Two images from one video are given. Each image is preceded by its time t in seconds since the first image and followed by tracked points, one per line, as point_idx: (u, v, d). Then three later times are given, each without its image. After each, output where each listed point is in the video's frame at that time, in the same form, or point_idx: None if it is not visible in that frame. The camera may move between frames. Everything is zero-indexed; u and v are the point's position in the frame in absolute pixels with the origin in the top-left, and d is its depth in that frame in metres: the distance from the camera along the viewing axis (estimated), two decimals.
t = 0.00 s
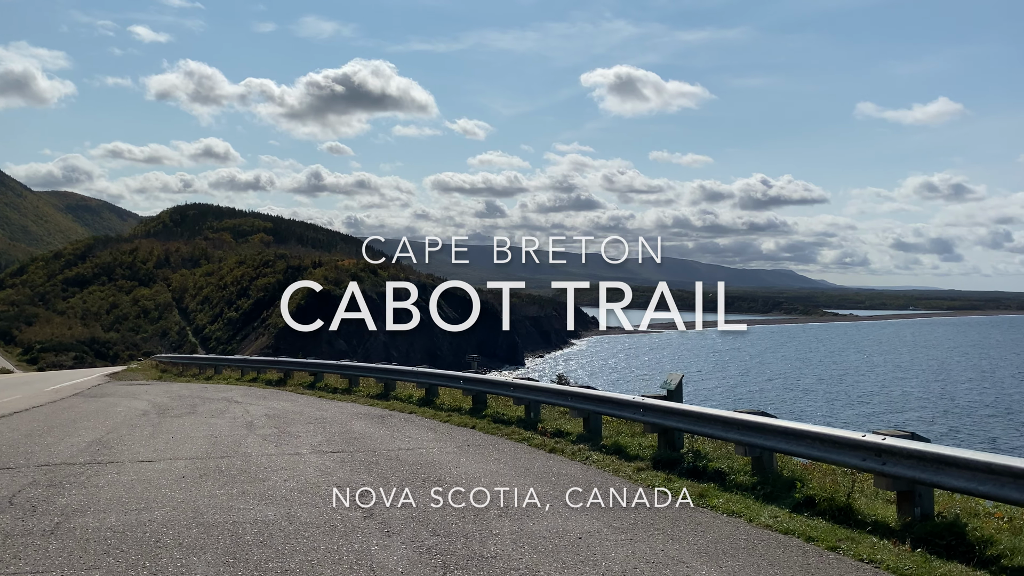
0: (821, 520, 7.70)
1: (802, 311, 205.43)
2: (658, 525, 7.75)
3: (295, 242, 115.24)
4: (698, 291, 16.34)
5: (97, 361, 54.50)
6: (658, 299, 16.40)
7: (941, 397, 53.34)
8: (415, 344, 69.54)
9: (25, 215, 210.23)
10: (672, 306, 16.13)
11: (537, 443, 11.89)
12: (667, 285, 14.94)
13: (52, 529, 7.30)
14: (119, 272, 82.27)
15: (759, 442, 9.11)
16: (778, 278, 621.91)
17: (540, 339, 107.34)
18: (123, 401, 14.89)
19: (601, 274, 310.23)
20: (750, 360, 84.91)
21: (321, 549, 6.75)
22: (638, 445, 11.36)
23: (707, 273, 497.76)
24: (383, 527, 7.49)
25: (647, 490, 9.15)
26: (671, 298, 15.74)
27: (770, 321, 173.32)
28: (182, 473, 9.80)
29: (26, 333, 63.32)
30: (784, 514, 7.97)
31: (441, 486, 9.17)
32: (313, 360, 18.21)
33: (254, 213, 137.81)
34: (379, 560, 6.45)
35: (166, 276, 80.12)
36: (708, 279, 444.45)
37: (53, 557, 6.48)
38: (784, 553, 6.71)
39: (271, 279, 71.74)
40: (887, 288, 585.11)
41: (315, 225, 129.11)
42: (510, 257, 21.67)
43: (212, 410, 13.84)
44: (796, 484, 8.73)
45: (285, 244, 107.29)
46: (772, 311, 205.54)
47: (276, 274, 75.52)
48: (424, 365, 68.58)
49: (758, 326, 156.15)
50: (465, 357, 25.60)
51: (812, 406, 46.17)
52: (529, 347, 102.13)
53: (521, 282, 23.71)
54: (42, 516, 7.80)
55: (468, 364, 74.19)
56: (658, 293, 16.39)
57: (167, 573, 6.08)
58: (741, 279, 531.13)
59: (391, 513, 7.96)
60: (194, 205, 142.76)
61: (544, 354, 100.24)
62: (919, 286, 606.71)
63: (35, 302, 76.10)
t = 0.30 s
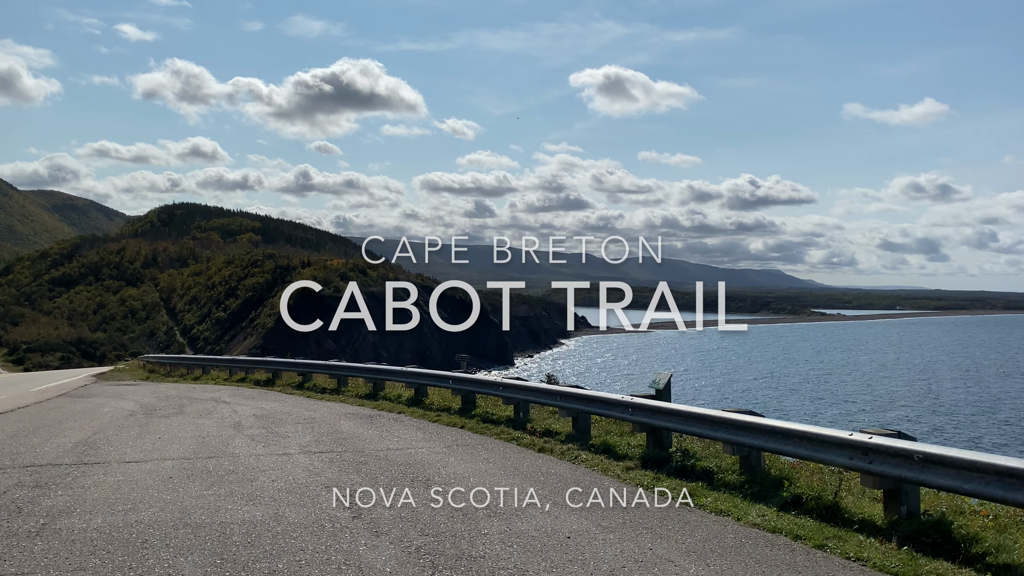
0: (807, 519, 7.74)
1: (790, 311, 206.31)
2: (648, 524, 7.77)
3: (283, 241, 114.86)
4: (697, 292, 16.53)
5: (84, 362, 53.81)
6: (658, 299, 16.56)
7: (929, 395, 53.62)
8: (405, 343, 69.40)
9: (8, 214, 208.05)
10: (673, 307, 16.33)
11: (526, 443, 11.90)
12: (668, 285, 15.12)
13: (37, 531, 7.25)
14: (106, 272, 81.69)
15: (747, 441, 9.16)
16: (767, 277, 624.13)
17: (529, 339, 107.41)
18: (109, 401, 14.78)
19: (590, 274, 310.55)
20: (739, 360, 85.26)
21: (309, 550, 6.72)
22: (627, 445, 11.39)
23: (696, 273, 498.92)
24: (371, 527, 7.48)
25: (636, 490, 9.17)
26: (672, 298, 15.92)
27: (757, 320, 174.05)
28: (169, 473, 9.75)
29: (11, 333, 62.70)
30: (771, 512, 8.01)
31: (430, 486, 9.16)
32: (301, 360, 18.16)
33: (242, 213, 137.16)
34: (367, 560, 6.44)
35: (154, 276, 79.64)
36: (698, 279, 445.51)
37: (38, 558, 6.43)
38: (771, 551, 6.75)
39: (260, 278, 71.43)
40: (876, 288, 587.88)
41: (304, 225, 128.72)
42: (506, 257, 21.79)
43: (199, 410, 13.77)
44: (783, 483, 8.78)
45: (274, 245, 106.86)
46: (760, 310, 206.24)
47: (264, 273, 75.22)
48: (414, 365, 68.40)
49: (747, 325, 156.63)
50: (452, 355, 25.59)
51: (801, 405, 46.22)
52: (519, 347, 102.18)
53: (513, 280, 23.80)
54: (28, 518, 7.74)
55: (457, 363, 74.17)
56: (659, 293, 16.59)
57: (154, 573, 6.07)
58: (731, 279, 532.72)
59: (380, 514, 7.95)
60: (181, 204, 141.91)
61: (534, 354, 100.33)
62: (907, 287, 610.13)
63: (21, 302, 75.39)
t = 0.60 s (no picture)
0: (794, 518, 7.77)
1: (776, 311, 207.31)
2: (636, 523, 7.79)
3: (271, 241, 114.36)
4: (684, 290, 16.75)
5: (70, 361, 53.29)
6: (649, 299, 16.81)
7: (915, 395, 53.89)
8: (394, 343, 69.25)
9: None
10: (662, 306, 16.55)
11: (514, 443, 11.90)
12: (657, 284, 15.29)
13: (21, 533, 7.20)
14: (91, 271, 81.01)
15: (734, 439, 9.19)
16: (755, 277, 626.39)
17: (517, 339, 107.46)
18: (94, 402, 14.66)
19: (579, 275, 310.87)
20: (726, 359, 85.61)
21: (296, 550, 6.71)
22: (615, 444, 11.40)
23: (685, 273, 500.45)
24: (358, 527, 7.47)
25: (624, 489, 9.17)
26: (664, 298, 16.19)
27: (745, 320, 174.72)
28: (155, 474, 9.69)
29: None
30: (758, 512, 8.03)
31: (418, 486, 9.15)
32: (288, 360, 18.10)
33: (229, 212, 136.40)
34: (354, 561, 6.43)
35: (140, 276, 79.06)
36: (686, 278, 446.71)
37: (23, 559, 6.39)
38: (759, 550, 6.77)
39: (248, 278, 71.08)
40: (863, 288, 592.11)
41: (291, 225, 128.21)
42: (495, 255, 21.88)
43: (186, 411, 13.70)
44: (770, 482, 8.82)
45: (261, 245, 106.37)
46: (747, 310, 207.13)
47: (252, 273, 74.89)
48: (402, 365, 68.21)
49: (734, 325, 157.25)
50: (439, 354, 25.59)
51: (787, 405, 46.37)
52: (507, 347, 102.22)
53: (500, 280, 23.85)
54: (12, 519, 7.67)
55: (446, 363, 74.11)
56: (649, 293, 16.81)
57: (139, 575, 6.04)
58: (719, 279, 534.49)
59: (368, 514, 7.94)
60: (167, 204, 140.95)
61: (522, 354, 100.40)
62: (893, 287, 613.58)
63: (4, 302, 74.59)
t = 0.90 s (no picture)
0: (779, 516, 7.82)
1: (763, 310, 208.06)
2: (623, 522, 7.82)
3: (257, 241, 113.84)
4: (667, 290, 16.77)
5: (54, 362, 52.82)
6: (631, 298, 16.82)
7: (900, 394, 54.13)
8: (381, 343, 69.09)
9: None
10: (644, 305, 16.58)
11: (501, 443, 11.90)
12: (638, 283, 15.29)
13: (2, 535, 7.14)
14: (76, 271, 80.33)
15: (719, 439, 9.25)
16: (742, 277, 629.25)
17: (505, 338, 107.32)
18: (78, 404, 14.53)
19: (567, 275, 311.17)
20: (713, 358, 85.79)
21: (282, 551, 6.70)
22: (602, 443, 11.44)
23: (672, 273, 501.94)
24: (345, 527, 7.46)
25: (610, 488, 9.21)
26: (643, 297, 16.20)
27: (734, 319, 175.38)
28: (139, 475, 9.64)
29: None
30: (744, 510, 8.07)
31: (404, 486, 9.15)
32: (274, 360, 18.04)
33: (215, 211, 135.57)
34: (341, 561, 6.43)
35: (125, 275, 78.48)
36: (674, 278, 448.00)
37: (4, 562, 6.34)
38: (744, 549, 6.81)
39: (234, 278, 70.73)
40: (850, 288, 595.66)
41: (278, 225, 127.66)
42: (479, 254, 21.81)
43: (172, 412, 13.60)
44: (756, 481, 8.87)
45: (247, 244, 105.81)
46: (734, 309, 207.83)
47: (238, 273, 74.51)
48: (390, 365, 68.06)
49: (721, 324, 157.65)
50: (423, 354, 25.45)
51: (774, 404, 46.48)
52: (495, 346, 102.12)
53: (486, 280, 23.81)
54: None
55: (434, 363, 74.02)
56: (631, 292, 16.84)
57: None
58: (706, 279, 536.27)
59: (354, 514, 7.94)
60: (153, 203, 139.86)
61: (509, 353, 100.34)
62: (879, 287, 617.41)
63: None
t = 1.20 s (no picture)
0: (763, 515, 7.87)
1: (749, 309, 209.17)
2: (607, 521, 7.85)
3: (242, 240, 113.26)
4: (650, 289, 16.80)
5: (36, 362, 52.22)
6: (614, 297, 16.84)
7: (884, 392, 54.59)
8: (368, 343, 69.00)
9: None
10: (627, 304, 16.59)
11: (486, 443, 11.90)
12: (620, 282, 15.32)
13: None
14: (58, 271, 79.54)
15: (703, 438, 9.30)
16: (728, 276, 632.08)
17: (492, 338, 107.25)
18: (61, 404, 14.41)
19: (553, 274, 311.52)
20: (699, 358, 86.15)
21: (265, 552, 6.67)
22: (587, 442, 11.48)
23: (659, 272, 503.74)
24: (329, 528, 7.45)
25: (595, 488, 9.23)
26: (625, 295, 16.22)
27: (719, 318, 176.37)
28: (122, 476, 9.58)
29: None
30: (728, 509, 8.11)
31: (388, 486, 9.15)
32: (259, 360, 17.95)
33: (199, 211, 134.65)
34: (324, 562, 6.42)
35: (109, 275, 77.83)
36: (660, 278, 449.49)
37: None
38: (728, 548, 6.84)
39: (219, 278, 70.40)
40: (836, 288, 599.83)
41: (263, 224, 127.03)
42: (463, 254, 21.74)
43: (155, 412, 13.51)
44: (740, 480, 8.92)
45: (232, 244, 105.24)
46: (719, 309, 208.89)
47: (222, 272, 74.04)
48: (375, 366, 68.00)
49: (707, 324, 158.36)
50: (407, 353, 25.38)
51: (759, 404, 46.70)
52: (481, 346, 102.06)
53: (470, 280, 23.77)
54: None
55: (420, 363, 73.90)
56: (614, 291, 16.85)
57: None
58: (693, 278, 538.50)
59: (338, 515, 7.91)
60: (136, 202, 138.66)
61: (496, 353, 100.29)
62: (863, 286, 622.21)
63: None
